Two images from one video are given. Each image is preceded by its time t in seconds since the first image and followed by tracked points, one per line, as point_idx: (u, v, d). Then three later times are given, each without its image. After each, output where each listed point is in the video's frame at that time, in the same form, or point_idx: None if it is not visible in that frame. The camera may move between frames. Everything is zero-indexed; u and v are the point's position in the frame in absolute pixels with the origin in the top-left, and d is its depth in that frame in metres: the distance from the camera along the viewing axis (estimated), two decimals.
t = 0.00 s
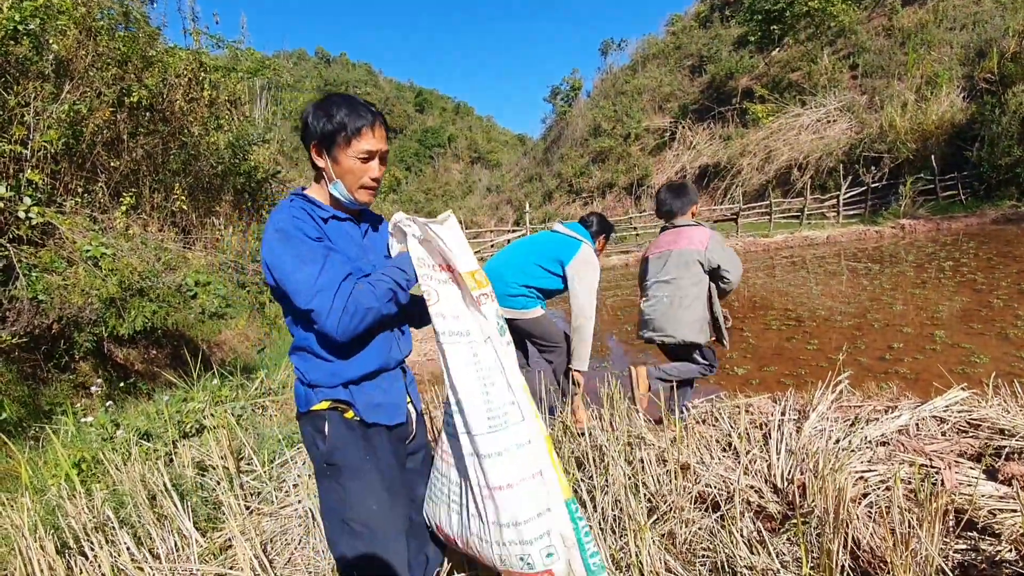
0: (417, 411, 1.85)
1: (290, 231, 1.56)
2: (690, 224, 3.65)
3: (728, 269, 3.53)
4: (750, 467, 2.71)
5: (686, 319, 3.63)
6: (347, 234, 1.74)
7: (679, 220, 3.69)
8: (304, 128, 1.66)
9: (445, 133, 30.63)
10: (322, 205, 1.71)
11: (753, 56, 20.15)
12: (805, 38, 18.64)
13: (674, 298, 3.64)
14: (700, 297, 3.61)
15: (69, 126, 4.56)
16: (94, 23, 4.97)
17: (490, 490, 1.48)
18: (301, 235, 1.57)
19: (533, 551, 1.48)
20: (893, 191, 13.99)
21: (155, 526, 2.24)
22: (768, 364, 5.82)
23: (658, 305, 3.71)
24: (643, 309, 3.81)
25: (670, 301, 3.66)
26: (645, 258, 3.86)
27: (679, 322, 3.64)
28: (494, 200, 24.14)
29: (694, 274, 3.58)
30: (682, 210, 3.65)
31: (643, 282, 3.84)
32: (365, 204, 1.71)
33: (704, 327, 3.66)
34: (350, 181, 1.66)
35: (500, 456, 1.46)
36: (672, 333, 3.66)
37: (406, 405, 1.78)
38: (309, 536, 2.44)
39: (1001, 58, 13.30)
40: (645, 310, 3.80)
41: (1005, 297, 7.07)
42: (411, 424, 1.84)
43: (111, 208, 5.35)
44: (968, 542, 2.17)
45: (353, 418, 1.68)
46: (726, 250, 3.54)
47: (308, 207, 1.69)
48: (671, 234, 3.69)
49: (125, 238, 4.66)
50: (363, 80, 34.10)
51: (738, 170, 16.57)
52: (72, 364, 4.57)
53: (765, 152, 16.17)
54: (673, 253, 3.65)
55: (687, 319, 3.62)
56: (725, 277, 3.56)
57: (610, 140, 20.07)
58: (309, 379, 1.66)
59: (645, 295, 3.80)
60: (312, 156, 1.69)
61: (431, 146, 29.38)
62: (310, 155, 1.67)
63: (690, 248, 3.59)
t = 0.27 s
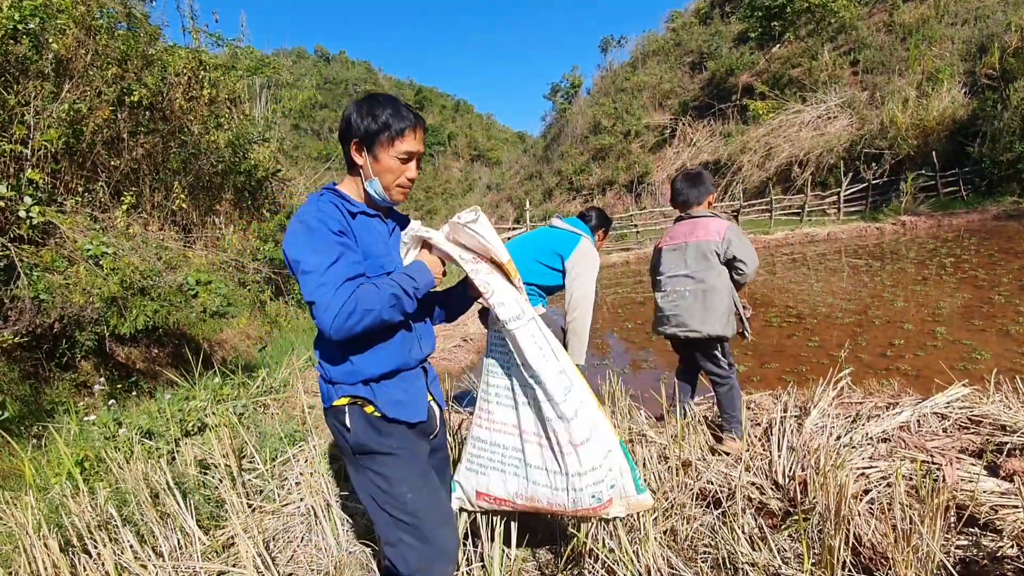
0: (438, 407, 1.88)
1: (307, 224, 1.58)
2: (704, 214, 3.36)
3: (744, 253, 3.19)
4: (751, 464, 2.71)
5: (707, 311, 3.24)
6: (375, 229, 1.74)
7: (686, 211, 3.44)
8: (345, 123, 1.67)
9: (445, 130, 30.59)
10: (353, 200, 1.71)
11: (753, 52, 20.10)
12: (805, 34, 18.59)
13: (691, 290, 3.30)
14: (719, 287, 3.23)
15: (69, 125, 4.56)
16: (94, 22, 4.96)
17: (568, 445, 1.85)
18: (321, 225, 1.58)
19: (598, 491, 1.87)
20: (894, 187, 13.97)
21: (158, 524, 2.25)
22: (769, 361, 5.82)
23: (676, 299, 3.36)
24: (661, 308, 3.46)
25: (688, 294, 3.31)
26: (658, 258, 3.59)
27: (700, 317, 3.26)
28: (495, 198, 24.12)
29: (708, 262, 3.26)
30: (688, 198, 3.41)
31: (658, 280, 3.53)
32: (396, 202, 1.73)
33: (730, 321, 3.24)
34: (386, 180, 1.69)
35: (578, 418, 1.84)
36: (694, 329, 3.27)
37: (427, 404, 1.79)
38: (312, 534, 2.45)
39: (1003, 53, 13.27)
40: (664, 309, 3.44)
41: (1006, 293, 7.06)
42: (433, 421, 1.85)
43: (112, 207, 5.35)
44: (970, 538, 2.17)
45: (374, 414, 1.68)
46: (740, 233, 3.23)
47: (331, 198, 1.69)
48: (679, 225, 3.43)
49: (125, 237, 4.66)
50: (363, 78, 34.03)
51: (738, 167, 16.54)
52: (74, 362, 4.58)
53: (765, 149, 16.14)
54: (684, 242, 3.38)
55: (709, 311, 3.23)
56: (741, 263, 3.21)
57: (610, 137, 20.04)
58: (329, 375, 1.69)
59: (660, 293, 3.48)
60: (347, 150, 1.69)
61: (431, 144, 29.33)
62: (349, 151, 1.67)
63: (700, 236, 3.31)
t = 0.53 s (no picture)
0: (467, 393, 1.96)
1: (331, 231, 1.59)
2: (724, 215, 3.34)
3: (760, 256, 3.19)
4: (750, 462, 2.71)
5: (721, 312, 3.23)
6: (398, 228, 1.76)
7: (702, 210, 3.42)
8: (370, 117, 1.68)
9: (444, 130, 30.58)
10: (376, 198, 1.74)
11: (752, 50, 20.07)
12: (804, 32, 18.56)
13: (705, 290, 3.29)
14: (734, 289, 3.22)
15: (68, 126, 4.55)
16: (93, 23, 4.95)
17: (594, 384, 2.03)
18: (342, 231, 1.60)
19: (612, 423, 2.11)
20: (893, 185, 13.96)
21: (157, 525, 2.25)
22: (768, 359, 5.82)
23: (689, 299, 3.34)
24: (673, 307, 3.44)
25: (702, 294, 3.29)
26: (670, 256, 3.57)
27: (714, 317, 3.24)
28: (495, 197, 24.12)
29: (724, 263, 3.25)
30: (704, 199, 3.40)
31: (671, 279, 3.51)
32: (418, 199, 1.78)
33: (744, 323, 3.23)
34: (410, 176, 1.72)
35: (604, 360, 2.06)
36: (708, 330, 3.25)
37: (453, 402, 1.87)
38: (312, 533, 2.45)
39: (1004, 49, 13.25)
40: (676, 307, 3.42)
41: (1006, 290, 7.06)
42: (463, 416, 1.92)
43: (111, 208, 5.35)
44: (970, 536, 2.17)
45: (407, 418, 1.74)
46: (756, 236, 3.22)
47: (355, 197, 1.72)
48: (694, 224, 3.42)
49: (125, 238, 4.66)
50: (362, 77, 33.98)
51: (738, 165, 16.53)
52: (74, 363, 4.58)
53: (764, 147, 16.12)
54: (699, 241, 3.36)
55: (723, 313, 3.22)
56: (755, 265, 3.21)
57: (609, 135, 20.03)
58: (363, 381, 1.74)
59: (673, 292, 3.45)
60: (372, 145, 1.71)
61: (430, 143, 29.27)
62: (372, 147, 1.70)
63: (716, 236, 3.30)
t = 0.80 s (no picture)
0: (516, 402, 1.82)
1: (374, 255, 1.41)
2: (724, 213, 3.35)
3: (759, 255, 3.20)
4: (742, 461, 2.72)
5: (720, 311, 3.23)
6: (443, 236, 1.59)
7: (703, 209, 3.43)
8: (398, 114, 1.51)
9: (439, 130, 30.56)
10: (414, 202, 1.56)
11: (745, 50, 20.14)
12: (796, 32, 18.63)
13: (704, 288, 3.29)
14: (733, 288, 3.23)
15: (59, 128, 4.52)
16: (84, 24, 4.93)
17: (590, 343, 2.07)
18: (385, 257, 1.40)
19: (600, 382, 2.13)
20: (885, 183, 14.04)
21: (149, 529, 2.24)
22: (761, 358, 5.84)
23: (687, 296, 3.34)
24: (670, 304, 3.44)
25: (701, 292, 3.30)
26: (669, 253, 3.57)
27: (711, 315, 3.25)
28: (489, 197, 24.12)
29: (723, 261, 3.26)
30: (705, 197, 3.41)
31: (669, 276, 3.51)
32: (456, 197, 1.63)
33: (742, 322, 3.23)
34: (448, 174, 1.58)
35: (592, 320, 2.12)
36: (705, 328, 3.25)
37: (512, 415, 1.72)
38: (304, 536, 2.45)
39: (994, 48, 13.34)
40: (673, 305, 3.42)
41: (996, 288, 7.10)
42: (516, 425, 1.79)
43: (102, 210, 5.31)
44: (960, 534, 2.18)
45: (479, 442, 1.61)
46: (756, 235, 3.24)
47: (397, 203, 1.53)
48: (694, 223, 3.42)
49: (116, 240, 4.63)
50: (355, 78, 33.90)
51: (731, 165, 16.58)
52: (66, 367, 4.55)
53: (757, 146, 16.18)
54: (700, 239, 3.36)
55: (721, 311, 3.23)
56: (755, 264, 3.22)
57: (603, 135, 20.06)
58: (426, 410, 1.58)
59: (670, 289, 3.46)
60: (404, 142, 1.55)
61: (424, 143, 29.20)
62: (402, 141, 1.54)
63: (716, 235, 3.30)
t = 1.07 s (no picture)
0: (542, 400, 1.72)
1: (432, 249, 1.24)
2: (708, 213, 3.36)
3: (742, 254, 3.23)
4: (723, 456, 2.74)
5: (705, 310, 3.26)
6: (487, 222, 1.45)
7: (685, 208, 3.43)
8: (442, 82, 1.35)
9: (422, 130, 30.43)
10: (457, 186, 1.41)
11: (725, 50, 20.31)
12: (775, 33, 18.83)
13: (689, 288, 3.31)
14: (717, 287, 3.25)
15: (32, 129, 4.44)
16: (58, 23, 4.83)
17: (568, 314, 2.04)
18: (449, 249, 1.26)
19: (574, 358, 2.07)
20: (862, 182, 14.25)
21: (124, 536, 2.19)
22: (742, 355, 5.89)
23: (673, 297, 3.35)
24: (655, 304, 3.45)
25: (686, 292, 3.31)
26: (652, 252, 3.57)
27: (697, 315, 3.27)
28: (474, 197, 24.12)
29: (708, 260, 3.27)
30: (687, 197, 3.41)
31: (653, 275, 3.51)
32: (493, 179, 1.50)
33: (727, 321, 3.27)
34: (493, 152, 1.45)
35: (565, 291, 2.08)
36: (690, 328, 3.27)
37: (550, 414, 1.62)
38: (284, 541, 2.41)
39: (967, 50, 13.59)
40: (659, 305, 3.43)
41: (970, 284, 7.23)
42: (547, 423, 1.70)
43: (77, 211, 5.21)
44: (935, 526, 2.22)
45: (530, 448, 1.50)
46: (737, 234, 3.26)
47: (433, 186, 1.37)
48: (676, 222, 3.42)
49: (91, 242, 4.54)
50: (337, 77, 33.62)
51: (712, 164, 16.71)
52: (41, 372, 4.45)
53: (738, 146, 16.32)
54: (683, 239, 3.36)
55: (708, 310, 3.26)
56: (739, 264, 3.25)
57: (586, 135, 20.12)
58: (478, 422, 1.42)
59: (655, 289, 3.46)
60: (446, 115, 1.39)
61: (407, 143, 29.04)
62: (449, 114, 1.38)
63: (699, 234, 3.32)
